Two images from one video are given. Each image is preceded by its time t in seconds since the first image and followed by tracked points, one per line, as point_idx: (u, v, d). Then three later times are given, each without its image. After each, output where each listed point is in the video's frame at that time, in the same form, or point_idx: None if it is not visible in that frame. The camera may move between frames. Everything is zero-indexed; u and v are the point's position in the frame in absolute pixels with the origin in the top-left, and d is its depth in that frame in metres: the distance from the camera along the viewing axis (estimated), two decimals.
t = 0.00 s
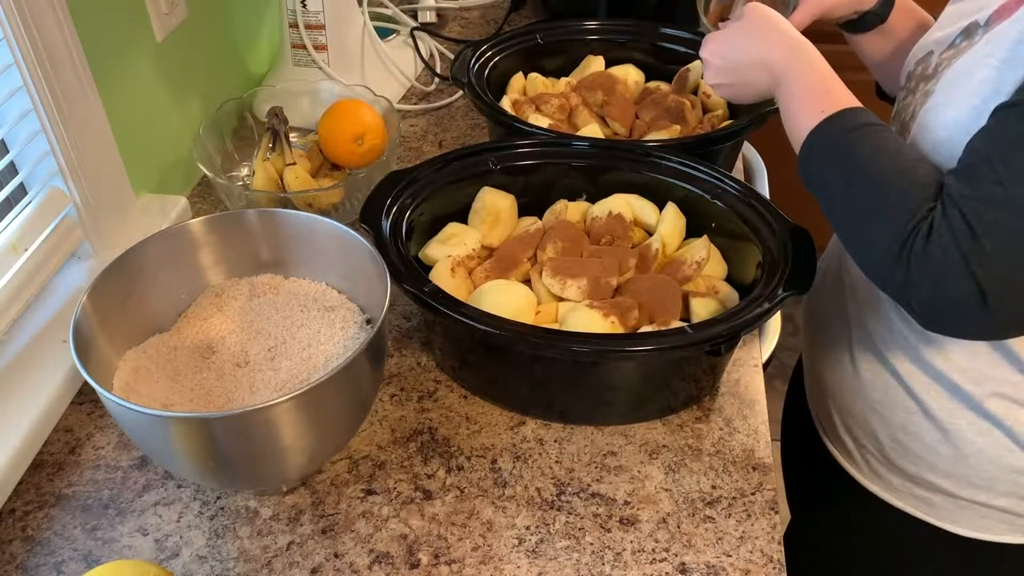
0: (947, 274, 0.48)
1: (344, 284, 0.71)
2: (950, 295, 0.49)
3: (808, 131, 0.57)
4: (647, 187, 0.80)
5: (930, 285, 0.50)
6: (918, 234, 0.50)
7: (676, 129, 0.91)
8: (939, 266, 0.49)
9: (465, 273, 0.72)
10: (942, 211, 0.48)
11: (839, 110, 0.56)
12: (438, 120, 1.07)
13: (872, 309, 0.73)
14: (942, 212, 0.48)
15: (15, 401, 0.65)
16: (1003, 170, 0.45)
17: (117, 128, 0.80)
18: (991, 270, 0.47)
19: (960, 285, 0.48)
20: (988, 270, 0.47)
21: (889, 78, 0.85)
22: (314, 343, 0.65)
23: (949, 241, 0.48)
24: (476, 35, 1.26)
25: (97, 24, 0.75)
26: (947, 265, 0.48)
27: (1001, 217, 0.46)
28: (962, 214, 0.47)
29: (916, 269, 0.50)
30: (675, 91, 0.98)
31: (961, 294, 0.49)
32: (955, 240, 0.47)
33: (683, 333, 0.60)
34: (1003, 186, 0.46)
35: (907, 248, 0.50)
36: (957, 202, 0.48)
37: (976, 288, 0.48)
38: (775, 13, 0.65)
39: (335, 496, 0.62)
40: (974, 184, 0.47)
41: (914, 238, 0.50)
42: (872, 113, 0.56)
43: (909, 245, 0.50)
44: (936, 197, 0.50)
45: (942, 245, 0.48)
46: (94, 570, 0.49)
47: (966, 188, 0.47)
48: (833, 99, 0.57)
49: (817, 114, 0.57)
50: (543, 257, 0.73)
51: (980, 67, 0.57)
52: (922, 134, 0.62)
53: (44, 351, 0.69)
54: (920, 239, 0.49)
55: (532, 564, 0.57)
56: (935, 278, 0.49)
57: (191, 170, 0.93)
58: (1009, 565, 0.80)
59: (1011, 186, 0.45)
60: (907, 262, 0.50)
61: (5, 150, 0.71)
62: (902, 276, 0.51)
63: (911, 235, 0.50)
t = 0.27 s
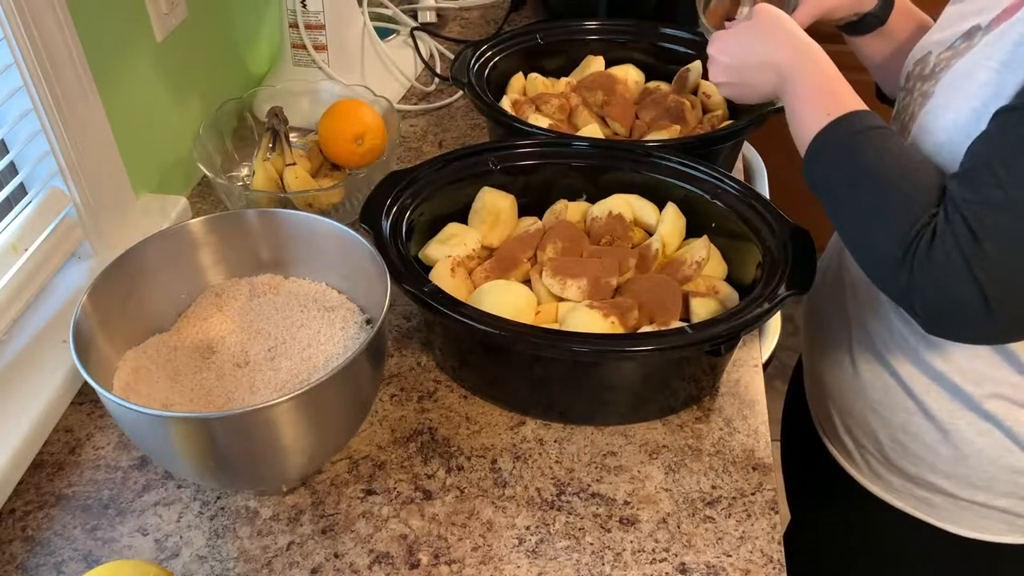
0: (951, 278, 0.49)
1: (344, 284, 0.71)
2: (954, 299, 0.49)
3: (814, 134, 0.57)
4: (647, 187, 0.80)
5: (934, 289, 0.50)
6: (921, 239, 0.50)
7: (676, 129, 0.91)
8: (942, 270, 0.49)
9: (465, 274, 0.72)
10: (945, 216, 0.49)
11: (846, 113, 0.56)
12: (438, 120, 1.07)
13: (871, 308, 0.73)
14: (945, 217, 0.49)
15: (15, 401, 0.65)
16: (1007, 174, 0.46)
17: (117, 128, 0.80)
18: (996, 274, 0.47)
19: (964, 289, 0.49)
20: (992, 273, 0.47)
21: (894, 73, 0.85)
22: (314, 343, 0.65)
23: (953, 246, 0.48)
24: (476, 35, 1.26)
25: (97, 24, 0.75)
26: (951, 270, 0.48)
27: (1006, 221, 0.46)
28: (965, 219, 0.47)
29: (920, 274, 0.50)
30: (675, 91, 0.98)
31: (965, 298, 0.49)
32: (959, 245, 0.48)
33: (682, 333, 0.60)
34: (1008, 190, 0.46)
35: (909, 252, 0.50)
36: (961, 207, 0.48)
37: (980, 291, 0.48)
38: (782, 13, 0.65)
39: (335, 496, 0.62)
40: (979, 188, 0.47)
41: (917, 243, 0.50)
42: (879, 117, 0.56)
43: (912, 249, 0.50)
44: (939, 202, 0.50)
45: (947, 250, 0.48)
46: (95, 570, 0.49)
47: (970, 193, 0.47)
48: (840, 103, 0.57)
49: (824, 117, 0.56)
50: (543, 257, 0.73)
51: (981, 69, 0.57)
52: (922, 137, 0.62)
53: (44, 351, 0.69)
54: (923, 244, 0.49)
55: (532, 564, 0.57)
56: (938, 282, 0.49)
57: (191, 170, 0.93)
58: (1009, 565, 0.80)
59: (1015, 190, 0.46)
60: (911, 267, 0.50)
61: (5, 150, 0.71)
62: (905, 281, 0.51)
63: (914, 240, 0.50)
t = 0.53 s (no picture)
0: (951, 277, 0.49)
1: (344, 284, 0.71)
2: (953, 296, 0.49)
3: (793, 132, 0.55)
4: (647, 187, 0.80)
5: (933, 288, 0.49)
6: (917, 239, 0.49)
7: (676, 129, 0.91)
8: (942, 269, 0.48)
9: (465, 274, 0.72)
10: (941, 215, 0.48)
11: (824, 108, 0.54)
12: (438, 120, 1.07)
13: (869, 309, 0.74)
14: (941, 216, 0.48)
15: (15, 401, 0.65)
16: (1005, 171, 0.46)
17: (117, 129, 0.80)
18: (995, 270, 0.47)
19: (964, 287, 0.49)
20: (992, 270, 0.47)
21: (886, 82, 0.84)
22: (314, 343, 0.65)
23: (952, 246, 0.48)
24: (476, 35, 1.26)
25: (97, 25, 0.75)
26: (951, 269, 0.48)
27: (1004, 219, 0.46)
28: (963, 219, 0.47)
29: (918, 274, 0.50)
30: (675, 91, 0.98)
31: (964, 294, 0.49)
32: (958, 245, 0.47)
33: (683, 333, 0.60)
34: (1008, 191, 0.46)
35: (906, 253, 0.50)
36: (957, 205, 0.47)
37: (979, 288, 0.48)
38: None
39: (335, 496, 0.62)
40: (976, 188, 0.47)
41: (914, 242, 0.49)
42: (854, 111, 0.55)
43: (908, 250, 0.50)
44: (933, 199, 0.49)
45: (946, 250, 0.48)
46: (94, 570, 0.49)
47: (966, 192, 0.47)
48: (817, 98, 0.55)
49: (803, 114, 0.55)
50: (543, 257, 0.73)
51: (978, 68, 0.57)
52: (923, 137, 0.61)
53: (43, 351, 0.69)
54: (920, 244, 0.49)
55: (532, 564, 0.57)
56: (938, 282, 0.49)
57: (191, 170, 0.93)
58: (1009, 566, 0.80)
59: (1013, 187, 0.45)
60: (908, 267, 0.50)
61: (5, 150, 0.71)
62: (902, 281, 0.51)
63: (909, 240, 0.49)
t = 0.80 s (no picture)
0: (902, 224, 0.48)
1: (344, 283, 0.71)
2: (905, 246, 0.49)
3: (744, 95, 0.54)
4: (647, 187, 0.80)
5: (885, 235, 0.49)
6: (873, 185, 0.49)
7: (676, 129, 0.91)
8: (894, 215, 0.48)
9: (465, 274, 0.72)
10: (898, 161, 0.48)
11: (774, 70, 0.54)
12: (438, 120, 1.07)
13: (870, 304, 0.73)
14: (898, 161, 0.48)
15: (15, 401, 0.65)
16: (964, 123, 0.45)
17: (117, 129, 0.80)
18: (945, 221, 0.46)
19: (915, 237, 0.48)
20: (942, 220, 0.47)
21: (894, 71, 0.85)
22: (314, 343, 0.65)
23: (903, 191, 0.47)
24: (476, 35, 1.26)
25: (97, 25, 0.75)
26: (902, 215, 0.48)
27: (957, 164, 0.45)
28: (917, 162, 0.47)
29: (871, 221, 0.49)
30: (675, 91, 0.98)
31: (914, 244, 0.48)
32: (910, 189, 0.47)
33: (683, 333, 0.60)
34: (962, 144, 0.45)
35: (860, 200, 0.50)
36: (915, 151, 0.47)
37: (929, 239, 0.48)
38: None
39: (335, 496, 0.62)
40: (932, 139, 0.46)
41: (868, 192, 0.49)
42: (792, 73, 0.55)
43: (862, 196, 0.49)
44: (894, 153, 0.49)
45: (897, 193, 0.47)
46: (94, 570, 0.49)
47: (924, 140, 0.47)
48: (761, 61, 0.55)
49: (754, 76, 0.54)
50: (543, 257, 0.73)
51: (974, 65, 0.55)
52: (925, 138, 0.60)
53: (43, 351, 0.69)
54: (875, 190, 0.49)
55: (532, 564, 0.57)
56: (890, 229, 0.49)
57: (191, 170, 0.93)
58: (1009, 566, 0.80)
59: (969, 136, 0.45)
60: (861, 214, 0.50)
61: (5, 150, 0.71)
62: (855, 232, 0.50)
63: (864, 187, 0.49)
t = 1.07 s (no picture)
0: (879, 208, 0.49)
1: (343, 283, 0.71)
2: (881, 230, 0.49)
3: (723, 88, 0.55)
4: (647, 187, 0.80)
5: (863, 218, 0.50)
6: (852, 169, 0.50)
7: (676, 129, 0.91)
8: (872, 198, 0.49)
9: (465, 274, 0.72)
10: (879, 145, 0.49)
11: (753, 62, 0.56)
12: (438, 120, 1.07)
13: (866, 300, 0.73)
14: (879, 145, 0.49)
15: (15, 401, 0.65)
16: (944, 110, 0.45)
17: (117, 129, 0.80)
18: (921, 205, 0.47)
19: (891, 220, 0.49)
20: (918, 204, 0.47)
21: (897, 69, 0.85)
22: (314, 343, 0.65)
23: (882, 174, 0.48)
24: (476, 35, 1.26)
25: (97, 25, 0.75)
26: (880, 199, 0.48)
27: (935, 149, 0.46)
28: (896, 146, 0.47)
29: (850, 205, 0.50)
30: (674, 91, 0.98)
31: (889, 227, 0.49)
32: (888, 173, 0.48)
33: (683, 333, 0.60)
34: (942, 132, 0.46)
35: (839, 183, 0.50)
36: (896, 135, 0.48)
37: (905, 223, 0.48)
38: None
39: (335, 496, 0.62)
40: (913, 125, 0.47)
41: (846, 175, 0.50)
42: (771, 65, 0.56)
43: (842, 180, 0.50)
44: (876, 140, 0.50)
45: (876, 176, 0.48)
46: (94, 569, 0.49)
47: (905, 125, 0.47)
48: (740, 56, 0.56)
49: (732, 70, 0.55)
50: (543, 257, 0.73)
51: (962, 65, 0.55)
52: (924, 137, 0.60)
53: (43, 350, 0.69)
54: (854, 173, 0.50)
55: (532, 564, 0.57)
56: (867, 212, 0.49)
57: (191, 170, 0.93)
58: (1008, 566, 0.80)
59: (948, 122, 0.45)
60: (840, 198, 0.50)
61: (5, 150, 0.71)
62: (834, 217, 0.51)
63: (845, 171, 0.50)
